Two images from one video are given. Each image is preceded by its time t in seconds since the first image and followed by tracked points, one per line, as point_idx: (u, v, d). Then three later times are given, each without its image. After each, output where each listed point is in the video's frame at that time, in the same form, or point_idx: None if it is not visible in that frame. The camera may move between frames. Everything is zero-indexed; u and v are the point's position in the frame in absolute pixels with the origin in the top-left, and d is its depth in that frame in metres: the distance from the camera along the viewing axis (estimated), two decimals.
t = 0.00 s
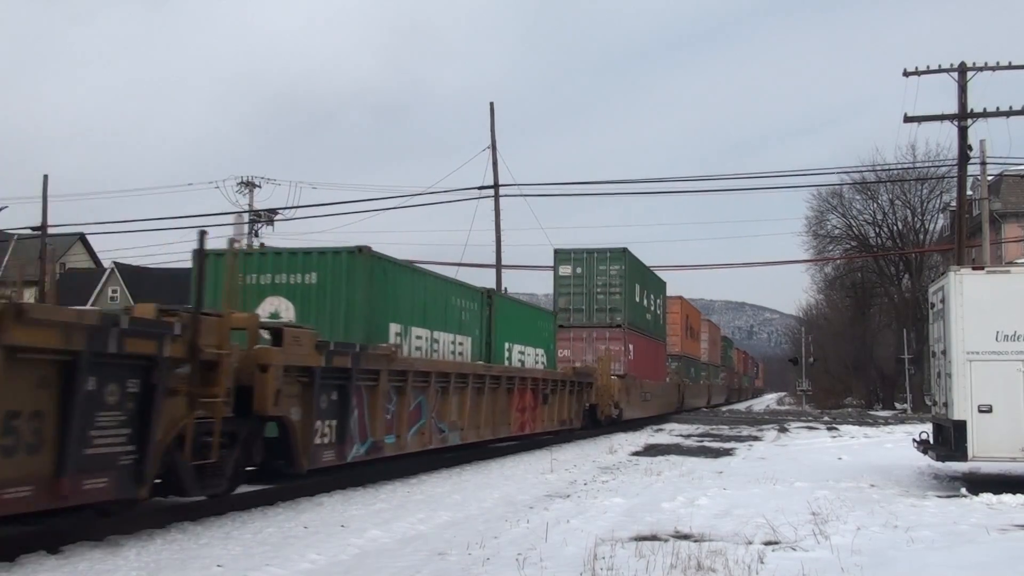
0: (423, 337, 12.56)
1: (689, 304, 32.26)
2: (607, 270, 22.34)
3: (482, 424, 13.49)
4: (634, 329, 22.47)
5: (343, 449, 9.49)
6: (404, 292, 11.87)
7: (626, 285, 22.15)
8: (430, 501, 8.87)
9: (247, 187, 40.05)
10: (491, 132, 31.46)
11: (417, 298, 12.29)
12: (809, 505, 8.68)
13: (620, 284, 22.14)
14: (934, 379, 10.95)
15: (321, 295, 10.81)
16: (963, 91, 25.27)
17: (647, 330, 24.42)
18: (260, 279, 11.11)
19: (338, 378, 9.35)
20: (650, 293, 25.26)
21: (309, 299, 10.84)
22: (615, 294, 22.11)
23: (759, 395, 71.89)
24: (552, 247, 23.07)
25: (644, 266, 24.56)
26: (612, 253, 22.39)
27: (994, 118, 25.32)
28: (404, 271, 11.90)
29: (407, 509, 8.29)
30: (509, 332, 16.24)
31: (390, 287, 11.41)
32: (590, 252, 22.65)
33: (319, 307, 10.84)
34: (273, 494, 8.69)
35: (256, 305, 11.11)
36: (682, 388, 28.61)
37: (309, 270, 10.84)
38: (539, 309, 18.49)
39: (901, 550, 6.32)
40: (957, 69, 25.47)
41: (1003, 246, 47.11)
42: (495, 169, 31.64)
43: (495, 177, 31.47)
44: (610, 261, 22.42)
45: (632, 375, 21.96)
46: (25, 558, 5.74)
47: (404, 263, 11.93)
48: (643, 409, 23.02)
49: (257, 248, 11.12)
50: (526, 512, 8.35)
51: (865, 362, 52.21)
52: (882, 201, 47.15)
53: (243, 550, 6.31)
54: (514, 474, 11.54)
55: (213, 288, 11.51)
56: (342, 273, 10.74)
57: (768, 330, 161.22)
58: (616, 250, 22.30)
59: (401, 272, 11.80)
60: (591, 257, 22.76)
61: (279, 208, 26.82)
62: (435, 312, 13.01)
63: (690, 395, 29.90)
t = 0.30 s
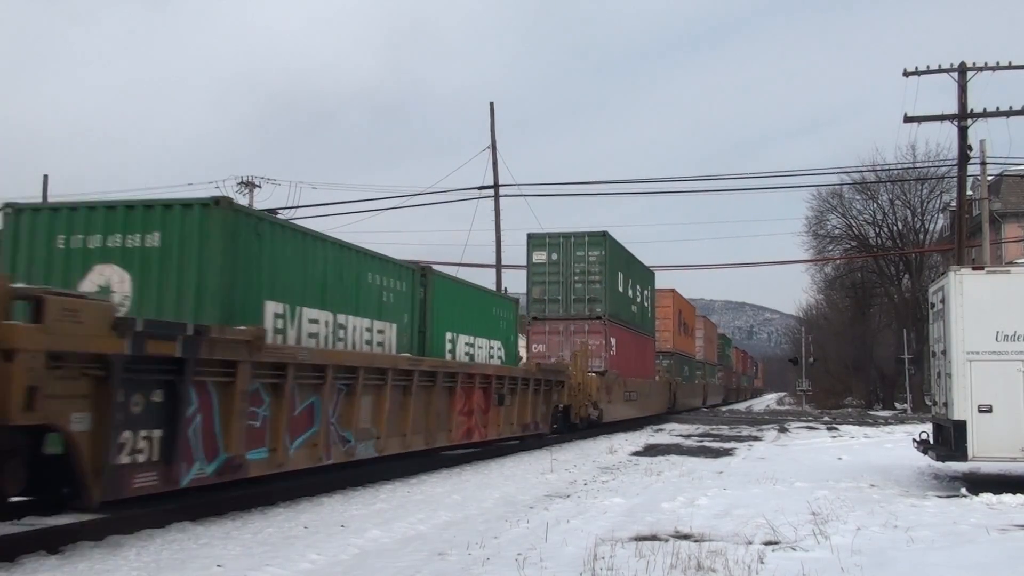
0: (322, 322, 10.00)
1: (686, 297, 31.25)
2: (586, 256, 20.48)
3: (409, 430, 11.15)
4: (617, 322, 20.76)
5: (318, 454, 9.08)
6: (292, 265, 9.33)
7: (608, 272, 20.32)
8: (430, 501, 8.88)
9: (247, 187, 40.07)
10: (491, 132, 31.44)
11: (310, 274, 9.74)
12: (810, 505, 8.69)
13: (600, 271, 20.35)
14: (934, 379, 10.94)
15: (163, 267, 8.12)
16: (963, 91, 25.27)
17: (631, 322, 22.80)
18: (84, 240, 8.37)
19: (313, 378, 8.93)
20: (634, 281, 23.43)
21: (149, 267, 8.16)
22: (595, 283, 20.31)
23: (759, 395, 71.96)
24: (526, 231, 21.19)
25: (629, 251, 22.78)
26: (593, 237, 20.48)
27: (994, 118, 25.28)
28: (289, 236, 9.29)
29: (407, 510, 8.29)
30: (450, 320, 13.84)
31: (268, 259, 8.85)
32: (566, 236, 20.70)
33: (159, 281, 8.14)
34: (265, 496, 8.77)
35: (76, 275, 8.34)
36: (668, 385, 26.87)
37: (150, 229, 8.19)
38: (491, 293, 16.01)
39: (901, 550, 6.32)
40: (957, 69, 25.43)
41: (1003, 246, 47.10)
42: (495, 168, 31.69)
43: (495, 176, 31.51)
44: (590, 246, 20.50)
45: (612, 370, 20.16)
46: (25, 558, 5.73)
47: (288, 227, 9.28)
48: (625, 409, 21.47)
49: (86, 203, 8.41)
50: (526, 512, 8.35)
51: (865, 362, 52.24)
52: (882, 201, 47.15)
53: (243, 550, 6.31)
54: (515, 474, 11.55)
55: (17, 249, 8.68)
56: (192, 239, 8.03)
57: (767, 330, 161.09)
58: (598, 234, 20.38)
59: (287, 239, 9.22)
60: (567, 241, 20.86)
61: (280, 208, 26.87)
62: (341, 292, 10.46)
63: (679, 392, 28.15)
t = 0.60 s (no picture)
0: (161, 297, 7.49)
1: (678, 291, 29.91)
2: (561, 240, 18.87)
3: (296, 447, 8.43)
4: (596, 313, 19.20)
5: (286, 459, 8.33)
6: (108, 216, 6.90)
7: (585, 258, 18.71)
8: (430, 501, 8.87)
9: (247, 187, 40.13)
10: (492, 132, 31.54)
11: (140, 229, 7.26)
12: (809, 505, 8.68)
13: (576, 257, 18.79)
14: (934, 379, 10.94)
15: None
16: (963, 91, 25.29)
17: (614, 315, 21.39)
18: None
19: (280, 376, 8.20)
20: (617, 269, 21.91)
21: None
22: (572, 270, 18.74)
23: (758, 395, 71.88)
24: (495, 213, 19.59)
25: (610, 235, 21.32)
26: (571, 219, 18.85)
27: (994, 118, 25.29)
28: (104, 177, 6.89)
29: (407, 510, 8.29)
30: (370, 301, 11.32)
31: (64, 206, 6.46)
32: (540, 218, 19.05)
33: None
34: (263, 497, 8.76)
35: None
36: (653, 386, 24.97)
37: None
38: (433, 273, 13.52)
39: (901, 550, 6.31)
40: (957, 69, 25.43)
41: (1003, 246, 47.09)
42: (496, 168, 31.75)
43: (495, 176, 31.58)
44: (567, 230, 18.89)
45: (586, 368, 18.28)
46: (25, 558, 5.73)
47: (103, 166, 6.89)
48: (602, 412, 19.41)
49: None
50: (526, 512, 8.35)
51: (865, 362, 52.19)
52: (882, 201, 47.16)
53: (243, 550, 6.31)
54: (515, 474, 11.54)
55: None
56: None
57: (767, 330, 161.01)
58: (575, 215, 18.78)
59: (100, 182, 6.84)
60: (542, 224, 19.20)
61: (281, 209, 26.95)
62: (194, 261, 7.98)
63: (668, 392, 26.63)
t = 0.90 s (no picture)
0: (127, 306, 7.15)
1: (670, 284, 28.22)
2: (531, 219, 16.51)
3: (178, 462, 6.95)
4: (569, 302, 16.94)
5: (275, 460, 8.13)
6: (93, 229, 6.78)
7: (558, 240, 16.33)
8: (430, 501, 8.86)
9: (247, 186, 40.02)
10: (492, 132, 31.49)
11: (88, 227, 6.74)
12: (810, 505, 8.66)
13: (548, 239, 16.35)
14: (934, 378, 10.94)
15: None
16: (962, 91, 25.31)
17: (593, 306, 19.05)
18: None
19: (250, 373, 7.70)
20: (596, 253, 19.63)
21: None
22: (541, 254, 16.37)
23: (758, 395, 71.87)
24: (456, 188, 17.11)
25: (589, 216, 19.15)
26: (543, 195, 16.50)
27: (994, 117, 25.30)
28: (40, 155, 6.32)
29: (406, 510, 8.27)
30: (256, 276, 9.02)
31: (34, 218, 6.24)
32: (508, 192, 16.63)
33: None
34: (264, 497, 8.74)
35: None
36: (635, 385, 22.70)
37: None
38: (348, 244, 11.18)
39: (901, 550, 6.30)
40: (956, 69, 25.43)
41: (1003, 246, 47.07)
42: (496, 168, 31.72)
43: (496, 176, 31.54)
44: (537, 208, 16.53)
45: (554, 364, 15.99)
46: (25, 558, 5.72)
47: (39, 143, 6.30)
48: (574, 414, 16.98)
49: None
50: (526, 512, 8.33)
51: (865, 362, 52.13)
52: (882, 201, 47.17)
53: (243, 550, 6.30)
54: (514, 474, 11.50)
55: None
56: None
57: (768, 330, 160.93)
58: (548, 191, 16.42)
59: (4, 147, 5.96)
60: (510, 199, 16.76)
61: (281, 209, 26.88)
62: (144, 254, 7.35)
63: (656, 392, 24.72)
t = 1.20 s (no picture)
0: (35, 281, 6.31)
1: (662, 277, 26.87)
2: (488, 191, 14.74)
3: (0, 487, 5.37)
4: (533, 288, 15.19)
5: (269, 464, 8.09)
6: None
7: (521, 216, 14.60)
8: (429, 501, 8.85)
9: (247, 186, 40.04)
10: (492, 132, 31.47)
11: None
12: (810, 505, 8.65)
13: (509, 215, 14.59)
14: (935, 378, 10.93)
15: None
16: (963, 91, 25.30)
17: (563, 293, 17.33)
18: None
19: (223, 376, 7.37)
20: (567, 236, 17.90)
21: None
22: (501, 232, 14.62)
23: (758, 395, 71.86)
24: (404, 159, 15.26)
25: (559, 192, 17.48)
26: (502, 165, 14.74)
27: (994, 117, 25.30)
28: None
29: (406, 510, 8.26)
30: (95, 255, 6.89)
31: None
32: (464, 161, 14.84)
33: None
34: (271, 497, 8.77)
35: None
36: (615, 383, 20.91)
37: None
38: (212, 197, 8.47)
39: (901, 549, 6.30)
40: (956, 69, 25.43)
41: (1003, 246, 47.05)
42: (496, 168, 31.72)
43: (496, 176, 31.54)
44: (496, 180, 14.76)
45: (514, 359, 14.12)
46: (25, 558, 5.73)
47: None
48: (534, 415, 15.04)
49: None
50: (525, 512, 8.32)
51: (866, 362, 52.10)
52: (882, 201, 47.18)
53: (243, 550, 6.30)
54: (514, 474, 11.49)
55: None
56: None
57: (768, 330, 160.92)
58: (509, 160, 14.66)
59: None
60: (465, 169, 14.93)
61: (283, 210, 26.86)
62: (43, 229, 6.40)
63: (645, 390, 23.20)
